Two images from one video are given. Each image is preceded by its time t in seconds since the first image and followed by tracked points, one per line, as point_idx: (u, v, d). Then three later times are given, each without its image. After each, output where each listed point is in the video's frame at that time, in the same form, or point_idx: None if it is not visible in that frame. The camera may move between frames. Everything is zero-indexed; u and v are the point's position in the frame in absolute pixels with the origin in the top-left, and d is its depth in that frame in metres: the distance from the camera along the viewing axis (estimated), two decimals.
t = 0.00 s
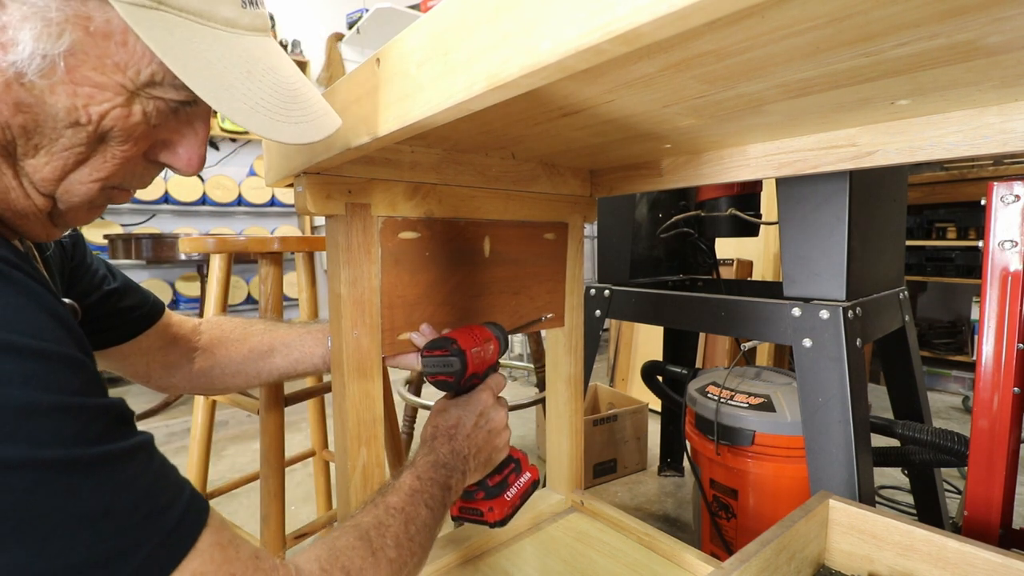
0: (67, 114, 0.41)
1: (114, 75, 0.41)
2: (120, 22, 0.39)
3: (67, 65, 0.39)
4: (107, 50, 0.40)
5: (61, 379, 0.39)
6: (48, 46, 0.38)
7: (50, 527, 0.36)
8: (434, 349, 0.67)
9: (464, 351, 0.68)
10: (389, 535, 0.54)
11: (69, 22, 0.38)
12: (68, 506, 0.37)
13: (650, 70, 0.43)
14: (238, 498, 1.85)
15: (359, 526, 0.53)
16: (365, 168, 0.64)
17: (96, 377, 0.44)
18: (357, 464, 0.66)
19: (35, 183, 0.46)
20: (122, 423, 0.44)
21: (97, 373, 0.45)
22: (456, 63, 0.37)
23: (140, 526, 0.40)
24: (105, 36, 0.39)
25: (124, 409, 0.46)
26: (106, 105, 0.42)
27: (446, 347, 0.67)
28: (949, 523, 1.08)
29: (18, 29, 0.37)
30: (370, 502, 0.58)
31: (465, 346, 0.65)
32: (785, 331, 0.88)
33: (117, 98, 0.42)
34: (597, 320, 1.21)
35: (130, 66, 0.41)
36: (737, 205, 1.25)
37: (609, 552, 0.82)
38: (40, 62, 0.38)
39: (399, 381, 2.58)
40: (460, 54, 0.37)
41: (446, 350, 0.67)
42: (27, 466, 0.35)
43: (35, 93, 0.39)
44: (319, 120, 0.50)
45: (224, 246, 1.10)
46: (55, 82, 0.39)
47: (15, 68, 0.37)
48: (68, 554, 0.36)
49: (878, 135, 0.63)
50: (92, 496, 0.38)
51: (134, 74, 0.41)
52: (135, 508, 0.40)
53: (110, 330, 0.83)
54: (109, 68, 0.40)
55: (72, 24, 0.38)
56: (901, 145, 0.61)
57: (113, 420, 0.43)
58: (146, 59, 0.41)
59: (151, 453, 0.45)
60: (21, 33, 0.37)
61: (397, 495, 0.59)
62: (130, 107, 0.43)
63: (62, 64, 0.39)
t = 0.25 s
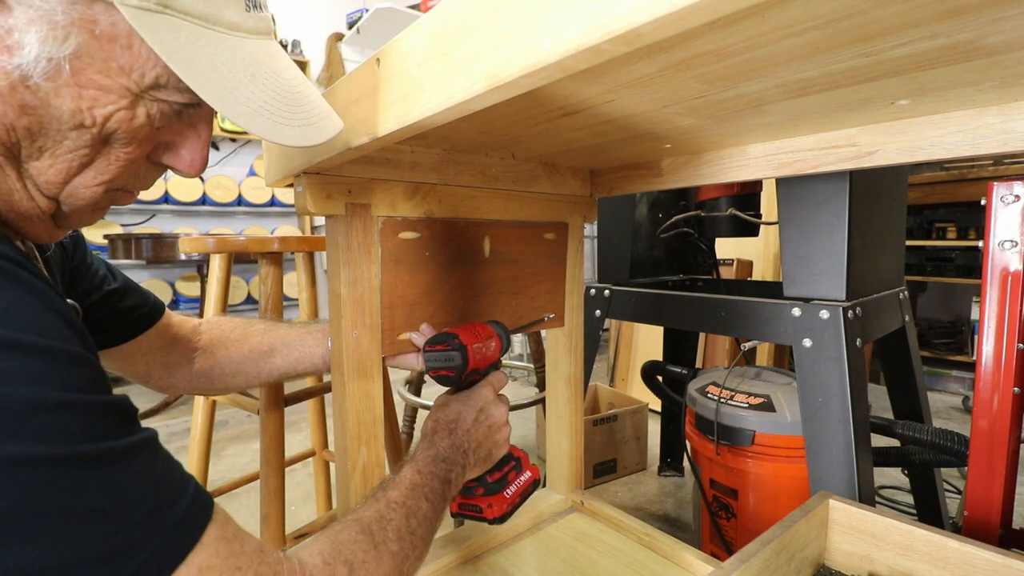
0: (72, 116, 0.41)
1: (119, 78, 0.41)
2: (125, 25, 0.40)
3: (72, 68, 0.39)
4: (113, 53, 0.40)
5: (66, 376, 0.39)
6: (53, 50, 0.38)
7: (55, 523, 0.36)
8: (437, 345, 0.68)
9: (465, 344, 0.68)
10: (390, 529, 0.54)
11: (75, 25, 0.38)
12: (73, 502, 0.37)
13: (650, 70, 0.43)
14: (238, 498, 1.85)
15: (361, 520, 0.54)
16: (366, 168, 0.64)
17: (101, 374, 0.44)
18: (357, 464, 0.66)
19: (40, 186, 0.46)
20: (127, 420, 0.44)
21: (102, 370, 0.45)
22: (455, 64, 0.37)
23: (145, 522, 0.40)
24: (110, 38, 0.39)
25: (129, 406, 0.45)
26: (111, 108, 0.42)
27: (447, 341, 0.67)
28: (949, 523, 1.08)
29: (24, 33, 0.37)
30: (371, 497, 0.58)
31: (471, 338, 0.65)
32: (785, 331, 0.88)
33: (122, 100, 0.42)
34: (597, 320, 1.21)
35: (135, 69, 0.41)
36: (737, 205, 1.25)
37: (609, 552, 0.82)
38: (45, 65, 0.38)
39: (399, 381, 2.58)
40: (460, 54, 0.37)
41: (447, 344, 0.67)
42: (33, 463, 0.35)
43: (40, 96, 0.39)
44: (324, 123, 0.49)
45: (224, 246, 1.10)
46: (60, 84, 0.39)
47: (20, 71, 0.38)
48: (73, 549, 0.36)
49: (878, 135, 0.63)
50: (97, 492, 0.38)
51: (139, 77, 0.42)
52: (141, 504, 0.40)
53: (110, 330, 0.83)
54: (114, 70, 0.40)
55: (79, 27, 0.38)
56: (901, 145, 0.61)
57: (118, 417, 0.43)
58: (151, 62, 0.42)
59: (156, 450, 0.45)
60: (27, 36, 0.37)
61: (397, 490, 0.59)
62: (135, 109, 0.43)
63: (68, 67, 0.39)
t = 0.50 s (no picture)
0: (77, 120, 0.42)
1: (125, 83, 0.41)
2: (132, 31, 0.40)
3: (78, 73, 0.40)
4: (118, 58, 0.40)
5: (69, 376, 0.39)
6: (60, 54, 0.38)
7: (59, 523, 0.36)
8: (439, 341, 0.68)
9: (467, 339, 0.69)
10: (393, 524, 0.54)
11: (82, 30, 0.38)
12: (76, 502, 0.36)
13: (650, 70, 0.43)
14: (238, 498, 1.85)
15: (363, 516, 0.54)
16: (366, 168, 0.64)
17: (104, 373, 0.44)
18: (357, 464, 0.66)
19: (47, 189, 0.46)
20: (130, 419, 0.44)
21: (105, 369, 0.45)
22: (455, 63, 0.37)
23: (148, 521, 0.40)
24: (117, 43, 0.40)
25: (132, 405, 0.45)
26: (116, 111, 0.42)
27: (449, 338, 0.67)
28: (949, 523, 1.08)
29: (30, 37, 0.37)
30: (373, 492, 0.58)
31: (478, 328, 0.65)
32: (785, 331, 0.88)
33: (128, 104, 0.42)
34: (597, 320, 1.21)
35: (140, 74, 0.42)
36: (737, 205, 1.25)
37: (609, 552, 0.82)
38: (52, 69, 0.39)
39: (399, 381, 2.58)
40: (461, 53, 0.37)
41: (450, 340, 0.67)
42: (36, 462, 0.35)
43: (46, 99, 0.40)
44: (325, 127, 0.50)
45: (224, 246, 1.10)
46: (66, 88, 0.40)
47: (26, 75, 0.38)
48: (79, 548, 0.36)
49: (878, 135, 0.63)
50: (100, 492, 0.38)
51: (144, 82, 0.42)
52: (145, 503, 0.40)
53: (111, 331, 0.83)
54: (119, 75, 0.41)
55: (85, 32, 0.38)
56: (900, 145, 0.61)
57: (121, 416, 0.43)
58: (157, 66, 0.42)
59: (160, 449, 0.45)
60: (33, 40, 0.37)
61: (399, 486, 0.59)
62: (140, 113, 0.43)
63: (73, 71, 0.39)
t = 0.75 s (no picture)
0: (115, 132, 0.39)
1: (157, 91, 0.40)
2: (159, 40, 0.39)
3: (116, 84, 0.38)
4: (148, 68, 0.39)
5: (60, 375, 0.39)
6: (97, 66, 0.36)
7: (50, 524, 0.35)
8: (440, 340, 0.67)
9: (518, 349, 0.67)
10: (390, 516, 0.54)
11: (115, 40, 0.37)
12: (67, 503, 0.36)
13: (645, 69, 0.42)
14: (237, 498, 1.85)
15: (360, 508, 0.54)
16: (360, 167, 0.64)
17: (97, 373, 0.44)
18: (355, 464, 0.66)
19: (62, 217, 0.40)
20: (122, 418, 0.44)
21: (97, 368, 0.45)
22: (448, 61, 0.37)
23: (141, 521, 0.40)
24: (145, 52, 0.38)
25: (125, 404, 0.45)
26: (151, 120, 0.40)
27: (497, 348, 0.67)
28: (948, 523, 1.07)
29: (67, 49, 0.35)
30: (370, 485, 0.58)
31: (475, 324, 0.65)
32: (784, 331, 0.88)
33: (160, 114, 0.40)
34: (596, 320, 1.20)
35: (169, 83, 0.40)
36: (736, 205, 1.23)
37: (607, 552, 0.81)
38: (92, 81, 0.36)
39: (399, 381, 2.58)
40: (450, 52, 0.37)
41: (497, 351, 0.67)
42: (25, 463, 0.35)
43: (83, 115, 0.37)
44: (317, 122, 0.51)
45: (224, 246, 1.10)
46: (104, 100, 0.37)
47: (66, 89, 0.36)
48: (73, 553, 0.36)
49: (876, 134, 0.63)
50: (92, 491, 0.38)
51: (172, 90, 0.41)
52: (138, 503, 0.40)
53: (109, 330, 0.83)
54: (151, 84, 0.39)
55: (118, 43, 0.37)
56: (898, 145, 0.61)
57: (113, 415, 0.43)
58: (182, 76, 0.41)
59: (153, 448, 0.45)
60: (75, 53, 0.35)
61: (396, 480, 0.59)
62: (171, 123, 0.42)
63: (111, 84, 0.37)
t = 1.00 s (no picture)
0: (103, 127, 0.39)
1: (145, 85, 0.40)
2: (146, 32, 0.39)
3: (103, 78, 0.37)
4: (136, 62, 0.39)
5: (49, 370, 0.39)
6: (84, 60, 0.36)
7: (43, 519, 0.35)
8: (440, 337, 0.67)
9: (521, 339, 0.65)
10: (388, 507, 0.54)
11: (101, 33, 0.37)
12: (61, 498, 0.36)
13: (644, 69, 0.42)
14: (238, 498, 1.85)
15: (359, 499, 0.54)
16: (360, 167, 0.64)
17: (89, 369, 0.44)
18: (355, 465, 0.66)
19: (53, 214, 0.40)
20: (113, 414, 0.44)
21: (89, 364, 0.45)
22: (448, 61, 0.37)
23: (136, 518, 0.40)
24: (133, 45, 0.38)
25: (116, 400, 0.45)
26: (140, 116, 0.40)
27: (500, 339, 0.66)
28: (948, 523, 1.07)
29: (52, 43, 0.35)
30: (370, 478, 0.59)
31: (476, 315, 0.65)
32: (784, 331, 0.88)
33: (148, 108, 0.40)
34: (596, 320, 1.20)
35: (157, 77, 0.40)
36: (736, 205, 1.23)
37: (608, 552, 0.81)
38: (78, 75, 0.36)
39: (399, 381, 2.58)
40: (450, 52, 0.37)
41: (500, 342, 0.65)
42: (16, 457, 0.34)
43: (69, 110, 0.37)
44: (314, 118, 0.51)
45: (224, 246, 1.10)
46: (91, 95, 0.37)
47: (51, 83, 0.35)
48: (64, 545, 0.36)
49: (876, 135, 0.63)
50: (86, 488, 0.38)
51: (161, 85, 0.41)
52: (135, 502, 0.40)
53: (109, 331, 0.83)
54: (139, 78, 0.39)
55: (105, 36, 0.37)
56: (897, 145, 0.61)
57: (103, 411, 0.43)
58: (171, 70, 0.41)
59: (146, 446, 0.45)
60: (59, 46, 0.35)
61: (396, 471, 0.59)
62: (160, 117, 0.42)
63: (98, 78, 0.37)
